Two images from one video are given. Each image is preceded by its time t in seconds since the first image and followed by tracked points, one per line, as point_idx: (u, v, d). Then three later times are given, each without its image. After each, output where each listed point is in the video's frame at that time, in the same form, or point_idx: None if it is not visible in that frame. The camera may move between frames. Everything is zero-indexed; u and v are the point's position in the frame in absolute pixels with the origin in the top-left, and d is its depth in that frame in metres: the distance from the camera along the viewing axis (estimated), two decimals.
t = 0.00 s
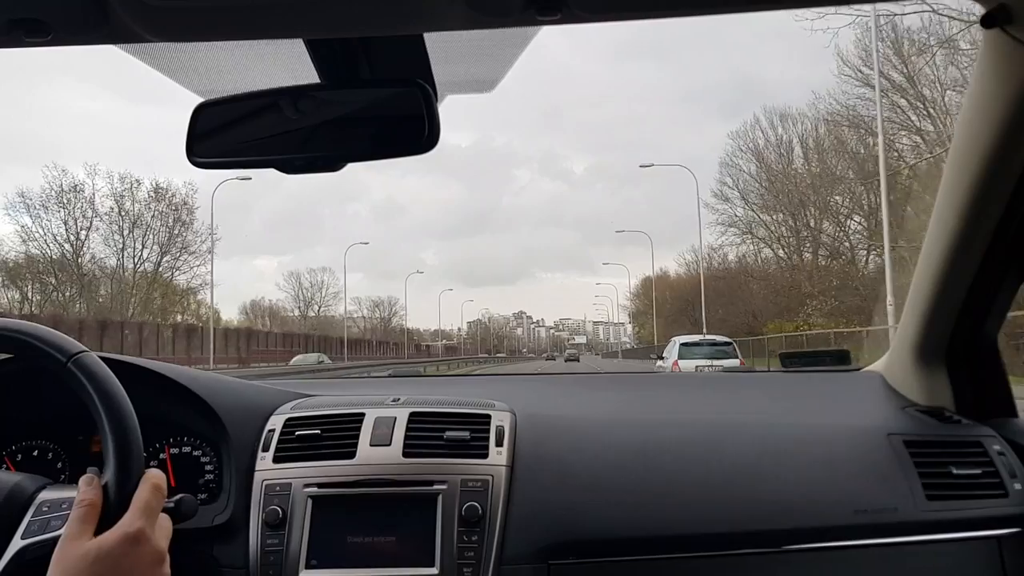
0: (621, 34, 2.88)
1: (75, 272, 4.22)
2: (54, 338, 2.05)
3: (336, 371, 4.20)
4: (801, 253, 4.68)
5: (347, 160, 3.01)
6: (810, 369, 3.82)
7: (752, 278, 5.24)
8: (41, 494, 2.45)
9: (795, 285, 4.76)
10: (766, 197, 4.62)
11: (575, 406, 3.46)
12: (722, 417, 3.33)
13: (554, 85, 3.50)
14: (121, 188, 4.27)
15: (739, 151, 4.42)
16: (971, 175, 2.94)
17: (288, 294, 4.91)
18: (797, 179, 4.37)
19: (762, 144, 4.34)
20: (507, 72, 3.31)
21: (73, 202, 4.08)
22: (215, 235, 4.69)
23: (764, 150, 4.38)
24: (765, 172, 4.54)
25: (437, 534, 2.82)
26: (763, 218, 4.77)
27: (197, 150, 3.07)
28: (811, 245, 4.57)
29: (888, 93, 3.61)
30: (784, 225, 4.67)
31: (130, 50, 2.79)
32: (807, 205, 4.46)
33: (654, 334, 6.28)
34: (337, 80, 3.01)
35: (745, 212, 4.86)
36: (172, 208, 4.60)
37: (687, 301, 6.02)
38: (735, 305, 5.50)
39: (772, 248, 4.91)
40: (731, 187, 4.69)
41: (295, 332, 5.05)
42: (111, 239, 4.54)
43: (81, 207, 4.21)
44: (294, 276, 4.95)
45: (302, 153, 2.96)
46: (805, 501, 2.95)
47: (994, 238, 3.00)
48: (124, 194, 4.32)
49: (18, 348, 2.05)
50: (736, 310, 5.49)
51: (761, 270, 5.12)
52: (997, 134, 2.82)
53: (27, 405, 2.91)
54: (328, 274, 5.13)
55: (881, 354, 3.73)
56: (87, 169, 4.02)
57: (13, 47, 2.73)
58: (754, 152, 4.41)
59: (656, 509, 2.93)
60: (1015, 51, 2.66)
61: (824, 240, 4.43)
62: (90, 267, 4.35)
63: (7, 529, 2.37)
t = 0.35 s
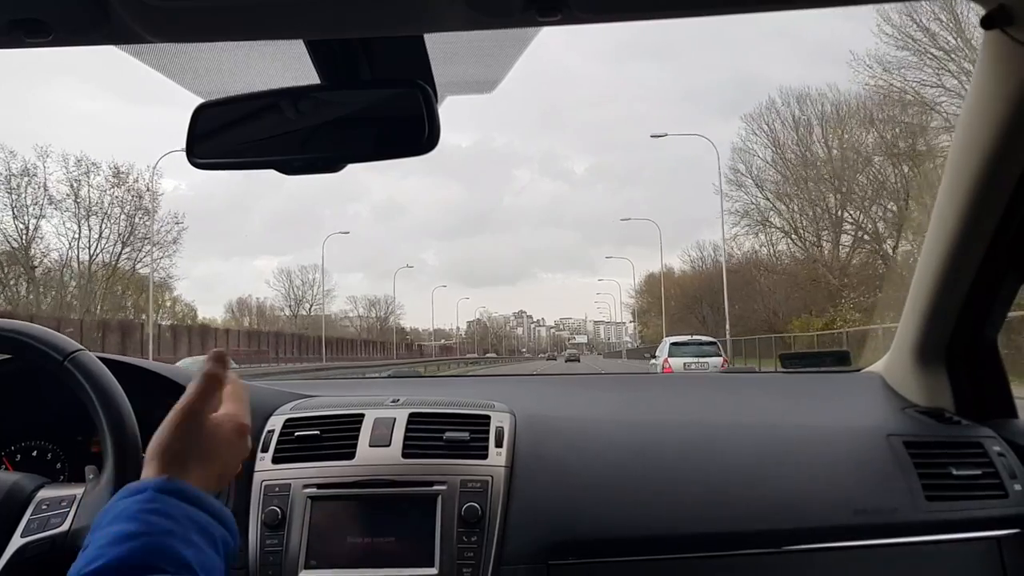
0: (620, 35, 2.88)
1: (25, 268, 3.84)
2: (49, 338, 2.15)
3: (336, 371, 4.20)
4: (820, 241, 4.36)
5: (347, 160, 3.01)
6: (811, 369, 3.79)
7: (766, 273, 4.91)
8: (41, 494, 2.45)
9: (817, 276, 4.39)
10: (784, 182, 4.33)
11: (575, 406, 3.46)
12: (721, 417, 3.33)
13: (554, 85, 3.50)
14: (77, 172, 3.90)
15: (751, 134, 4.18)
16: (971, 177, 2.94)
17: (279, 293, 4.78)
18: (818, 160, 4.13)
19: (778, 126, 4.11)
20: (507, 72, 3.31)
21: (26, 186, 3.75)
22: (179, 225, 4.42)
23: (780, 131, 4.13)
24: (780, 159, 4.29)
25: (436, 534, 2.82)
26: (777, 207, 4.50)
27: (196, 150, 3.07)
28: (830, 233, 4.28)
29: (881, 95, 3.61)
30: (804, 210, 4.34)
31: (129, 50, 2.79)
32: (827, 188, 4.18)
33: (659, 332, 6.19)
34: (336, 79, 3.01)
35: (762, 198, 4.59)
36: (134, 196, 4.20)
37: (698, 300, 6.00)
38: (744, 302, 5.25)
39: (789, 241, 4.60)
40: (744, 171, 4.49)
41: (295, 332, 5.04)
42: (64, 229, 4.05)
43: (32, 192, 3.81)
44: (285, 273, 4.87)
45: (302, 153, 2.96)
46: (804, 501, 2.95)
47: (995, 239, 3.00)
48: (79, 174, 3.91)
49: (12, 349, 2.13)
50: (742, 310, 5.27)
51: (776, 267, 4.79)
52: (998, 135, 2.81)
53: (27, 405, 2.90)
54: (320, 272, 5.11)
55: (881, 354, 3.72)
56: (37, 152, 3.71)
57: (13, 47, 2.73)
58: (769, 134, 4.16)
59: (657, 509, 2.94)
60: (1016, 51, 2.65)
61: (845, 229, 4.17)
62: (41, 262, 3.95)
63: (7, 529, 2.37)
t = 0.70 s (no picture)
0: (618, 36, 2.88)
1: None
2: (50, 339, 2.17)
3: (334, 371, 4.20)
4: (847, 228, 4.15)
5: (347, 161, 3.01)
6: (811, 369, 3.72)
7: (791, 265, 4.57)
8: (39, 495, 2.45)
9: (844, 267, 4.11)
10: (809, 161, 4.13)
11: (573, 407, 3.46)
12: (720, 417, 3.33)
13: (553, 85, 3.51)
14: (17, 152, 3.70)
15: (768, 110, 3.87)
16: (970, 177, 2.94)
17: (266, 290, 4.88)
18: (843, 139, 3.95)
19: (797, 104, 3.88)
20: (505, 73, 3.31)
21: None
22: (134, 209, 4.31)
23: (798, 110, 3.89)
24: (801, 141, 4.08)
25: (435, 535, 2.82)
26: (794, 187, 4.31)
27: (195, 151, 3.07)
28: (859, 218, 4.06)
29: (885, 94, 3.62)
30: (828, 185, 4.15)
31: (128, 51, 2.80)
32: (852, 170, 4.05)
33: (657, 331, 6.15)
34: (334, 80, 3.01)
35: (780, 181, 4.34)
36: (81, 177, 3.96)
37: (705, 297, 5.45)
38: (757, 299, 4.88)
39: (810, 230, 4.38)
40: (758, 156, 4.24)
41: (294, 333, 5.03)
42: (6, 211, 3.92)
43: None
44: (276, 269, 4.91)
45: (301, 154, 2.96)
46: (803, 502, 2.96)
47: (994, 239, 3.00)
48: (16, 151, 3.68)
49: (13, 349, 2.15)
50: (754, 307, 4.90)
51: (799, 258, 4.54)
52: (998, 134, 2.82)
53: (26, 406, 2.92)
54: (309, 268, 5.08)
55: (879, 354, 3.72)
56: None
57: (12, 48, 2.73)
58: (784, 114, 3.92)
59: (656, 509, 2.94)
60: (1014, 51, 2.65)
61: (873, 213, 3.95)
62: None
63: (5, 530, 2.37)
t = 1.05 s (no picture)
0: (618, 34, 2.88)
1: None
2: (52, 339, 2.16)
3: (335, 370, 4.20)
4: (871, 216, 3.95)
5: (346, 160, 3.01)
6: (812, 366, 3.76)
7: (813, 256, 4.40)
8: (39, 494, 2.45)
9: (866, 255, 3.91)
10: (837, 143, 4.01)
11: (573, 405, 3.45)
12: (720, 416, 3.33)
13: (553, 83, 3.51)
14: None
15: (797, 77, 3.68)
16: (970, 174, 2.94)
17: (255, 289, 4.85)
18: (871, 118, 3.78)
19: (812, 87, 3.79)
20: (505, 71, 3.31)
21: None
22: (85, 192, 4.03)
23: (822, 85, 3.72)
24: (822, 124, 3.99)
25: (435, 534, 2.82)
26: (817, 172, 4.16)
27: (194, 149, 3.07)
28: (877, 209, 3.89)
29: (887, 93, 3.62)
30: (856, 170, 4.01)
31: (128, 49, 2.79)
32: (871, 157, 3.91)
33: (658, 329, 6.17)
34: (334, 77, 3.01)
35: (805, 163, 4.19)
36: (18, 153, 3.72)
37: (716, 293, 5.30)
38: (772, 290, 4.69)
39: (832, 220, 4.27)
40: (779, 135, 4.09)
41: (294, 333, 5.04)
42: None
43: None
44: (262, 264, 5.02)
45: (301, 152, 2.96)
46: (803, 501, 2.95)
47: (993, 237, 3.00)
48: None
49: (14, 348, 2.14)
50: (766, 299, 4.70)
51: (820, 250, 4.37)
52: (998, 130, 2.81)
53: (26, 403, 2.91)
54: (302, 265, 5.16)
55: (879, 352, 3.71)
56: None
57: (12, 47, 2.73)
58: (806, 89, 3.76)
59: (657, 507, 2.94)
60: (1013, 48, 2.65)
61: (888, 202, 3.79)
62: None
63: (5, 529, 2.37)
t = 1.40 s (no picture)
0: (618, 35, 2.88)
1: None
2: (53, 339, 2.17)
3: (336, 369, 4.22)
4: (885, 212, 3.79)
5: (346, 160, 3.01)
6: (811, 368, 3.79)
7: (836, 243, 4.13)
8: (39, 495, 2.45)
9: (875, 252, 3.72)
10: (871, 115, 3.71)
11: (573, 406, 3.46)
12: (720, 417, 3.33)
13: (554, 84, 3.51)
14: None
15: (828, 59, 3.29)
16: (971, 174, 2.94)
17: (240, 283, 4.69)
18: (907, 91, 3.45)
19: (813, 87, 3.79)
20: (505, 72, 3.31)
21: None
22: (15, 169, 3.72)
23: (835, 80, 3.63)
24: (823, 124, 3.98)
25: (434, 534, 2.82)
26: (850, 148, 3.99)
27: (194, 150, 3.07)
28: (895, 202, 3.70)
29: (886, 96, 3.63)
30: (886, 147, 3.79)
31: (128, 50, 2.79)
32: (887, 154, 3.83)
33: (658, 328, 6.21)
34: (333, 78, 3.01)
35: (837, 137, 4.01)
36: None
37: (730, 288, 5.08)
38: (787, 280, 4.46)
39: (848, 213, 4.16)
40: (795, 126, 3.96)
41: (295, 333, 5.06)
42: None
43: None
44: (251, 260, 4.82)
45: (301, 153, 2.97)
46: (803, 502, 2.95)
47: (994, 238, 3.00)
48: None
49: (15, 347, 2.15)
50: (783, 288, 4.48)
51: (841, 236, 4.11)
52: (999, 132, 2.81)
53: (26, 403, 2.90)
54: (291, 262, 5.03)
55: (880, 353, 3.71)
56: None
57: (12, 47, 2.73)
58: (818, 83, 3.69)
59: (657, 508, 2.94)
60: (1014, 49, 2.64)
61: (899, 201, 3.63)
62: None
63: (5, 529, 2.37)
